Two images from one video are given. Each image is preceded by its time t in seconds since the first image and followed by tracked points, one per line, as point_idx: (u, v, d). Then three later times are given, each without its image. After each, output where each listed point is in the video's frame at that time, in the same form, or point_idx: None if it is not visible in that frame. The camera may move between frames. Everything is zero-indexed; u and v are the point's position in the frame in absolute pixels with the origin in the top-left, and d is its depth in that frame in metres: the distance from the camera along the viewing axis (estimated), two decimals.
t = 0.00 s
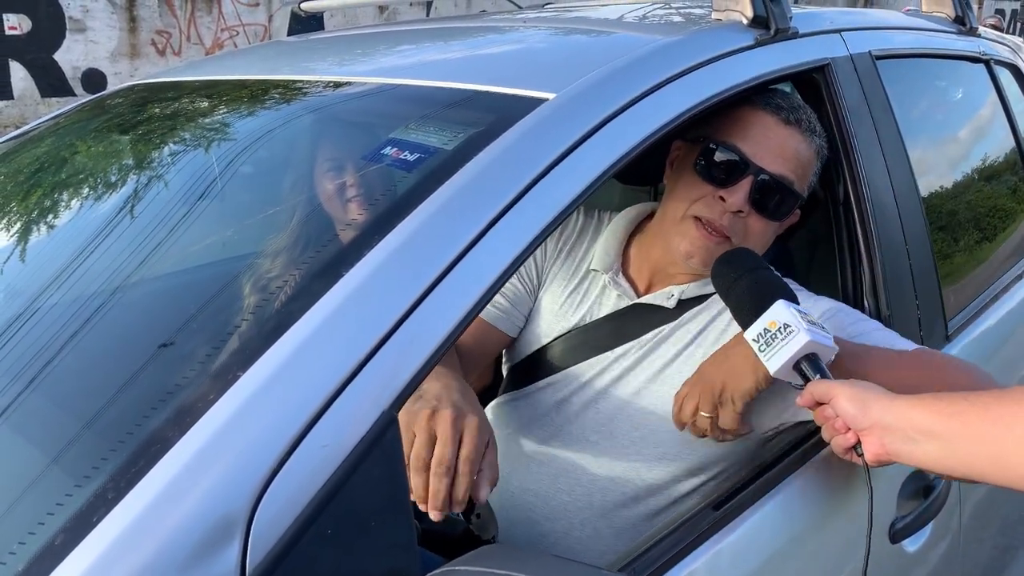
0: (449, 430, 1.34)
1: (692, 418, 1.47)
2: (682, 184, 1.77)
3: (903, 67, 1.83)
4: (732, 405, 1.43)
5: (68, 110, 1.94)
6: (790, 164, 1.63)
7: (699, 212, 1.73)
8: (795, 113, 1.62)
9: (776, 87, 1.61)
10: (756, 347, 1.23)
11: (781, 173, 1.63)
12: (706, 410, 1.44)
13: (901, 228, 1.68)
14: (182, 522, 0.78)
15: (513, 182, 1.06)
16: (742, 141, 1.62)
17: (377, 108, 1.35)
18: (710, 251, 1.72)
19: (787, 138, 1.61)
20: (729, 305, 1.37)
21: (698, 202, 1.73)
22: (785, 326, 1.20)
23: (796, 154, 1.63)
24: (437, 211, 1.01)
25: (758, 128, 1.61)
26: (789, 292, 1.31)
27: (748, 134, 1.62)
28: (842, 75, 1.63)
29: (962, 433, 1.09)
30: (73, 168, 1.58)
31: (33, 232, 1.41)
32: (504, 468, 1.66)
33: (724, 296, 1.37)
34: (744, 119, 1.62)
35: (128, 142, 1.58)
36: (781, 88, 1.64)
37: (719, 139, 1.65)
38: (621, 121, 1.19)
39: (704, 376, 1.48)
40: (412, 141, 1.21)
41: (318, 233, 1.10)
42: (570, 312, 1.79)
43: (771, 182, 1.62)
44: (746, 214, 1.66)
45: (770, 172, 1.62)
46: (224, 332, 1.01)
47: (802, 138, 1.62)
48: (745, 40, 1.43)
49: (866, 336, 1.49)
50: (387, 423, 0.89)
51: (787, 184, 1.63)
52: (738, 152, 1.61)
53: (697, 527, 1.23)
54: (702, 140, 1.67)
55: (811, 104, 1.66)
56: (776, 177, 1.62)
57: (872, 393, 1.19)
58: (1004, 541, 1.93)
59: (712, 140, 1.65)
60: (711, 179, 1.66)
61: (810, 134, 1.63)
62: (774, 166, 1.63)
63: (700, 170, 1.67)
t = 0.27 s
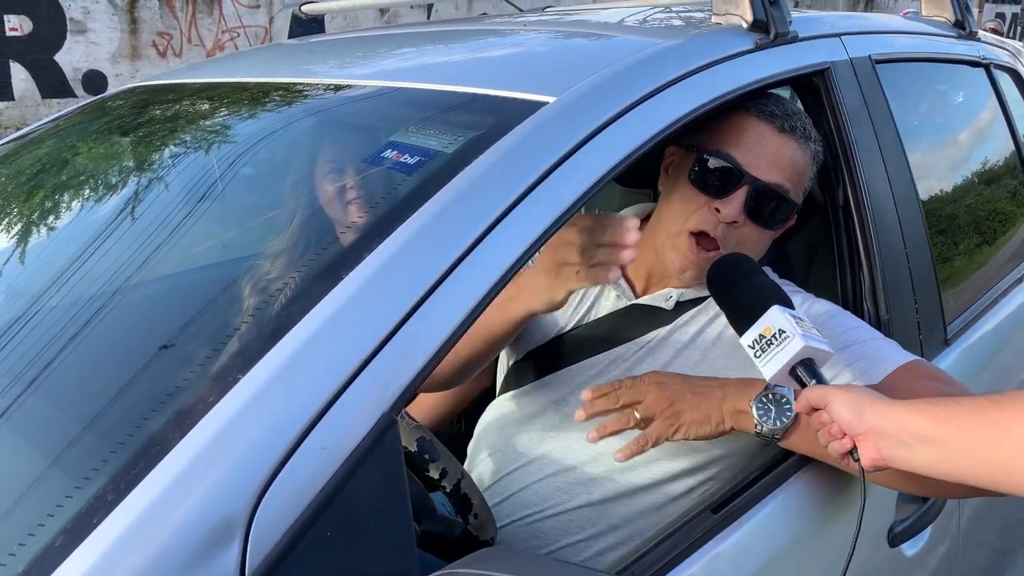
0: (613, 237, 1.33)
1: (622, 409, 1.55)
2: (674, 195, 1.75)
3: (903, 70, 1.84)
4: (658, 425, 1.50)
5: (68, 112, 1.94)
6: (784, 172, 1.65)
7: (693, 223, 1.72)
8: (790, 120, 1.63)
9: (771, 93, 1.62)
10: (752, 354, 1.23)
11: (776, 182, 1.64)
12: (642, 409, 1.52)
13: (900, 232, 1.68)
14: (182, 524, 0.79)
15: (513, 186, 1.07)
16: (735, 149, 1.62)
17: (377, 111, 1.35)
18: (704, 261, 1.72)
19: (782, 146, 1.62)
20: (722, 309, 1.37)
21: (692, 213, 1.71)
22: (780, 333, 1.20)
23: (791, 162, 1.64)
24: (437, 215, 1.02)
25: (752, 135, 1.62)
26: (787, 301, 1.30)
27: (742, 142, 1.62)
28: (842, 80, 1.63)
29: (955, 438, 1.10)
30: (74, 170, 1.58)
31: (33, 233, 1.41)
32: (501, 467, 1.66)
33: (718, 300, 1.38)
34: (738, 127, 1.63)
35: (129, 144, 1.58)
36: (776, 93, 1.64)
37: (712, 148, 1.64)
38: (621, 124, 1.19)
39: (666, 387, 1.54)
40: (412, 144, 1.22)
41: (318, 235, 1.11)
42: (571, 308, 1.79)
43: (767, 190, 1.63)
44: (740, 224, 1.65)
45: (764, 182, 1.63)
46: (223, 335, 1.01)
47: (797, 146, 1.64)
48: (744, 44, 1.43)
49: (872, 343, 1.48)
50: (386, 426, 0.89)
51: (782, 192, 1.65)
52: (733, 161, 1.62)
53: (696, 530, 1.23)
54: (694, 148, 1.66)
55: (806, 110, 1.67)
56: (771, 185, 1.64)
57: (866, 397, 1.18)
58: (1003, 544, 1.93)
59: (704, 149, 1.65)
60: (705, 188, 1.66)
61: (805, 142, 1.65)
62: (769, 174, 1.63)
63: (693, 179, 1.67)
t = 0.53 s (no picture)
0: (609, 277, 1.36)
1: (644, 399, 1.41)
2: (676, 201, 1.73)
3: (904, 74, 1.84)
4: (662, 421, 1.41)
5: (69, 113, 1.94)
6: (784, 177, 1.64)
7: (692, 229, 1.69)
8: (790, 124, 1.62)
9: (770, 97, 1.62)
10: (750, 354, 1.24)
11: (775, 186, 1.63)
12: (660, 402, 1.41)
13: (900, 235, 1.68)
14: (183, 527, 0.78)
15: (514, 189, 1.07)
16: (736, 153, 1.62)
17: (378, 114, 1.35)
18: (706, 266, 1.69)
19: (782, 150, 1.61)
20: (724, 314, 1.36)
21: (692, 219, 1.68)
22: (777, 333, 1.21)
23: (791, 165, 1.63)
24: (438, 218, 1.01)
25: (752, 139, 1.61)
26: (783, 299, 1.30)
27: (742, 145, 1.61)
28: (843, 83, 1.63)
29: (951, 438, 1.10)
30: (74, 171, 1.58)
31: (33, 235, 1.41)
32: (504, 471, 1.66)
33: (718, 305, 1.38)
34: (737, 130, 1.62)
35: (130, 145, 1.58)
36: (776, 98, 1.64)
37: (712, 152, 1.64)
38: (622, 128, 1.19)
39: (684, 386, 1.43)
40: (413, 146, 1.22)
41: (319, 238, 1.11)
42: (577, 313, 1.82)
43: (767, 194, 1.61)
44: (740, 228, 1.63)
45: (763, 186, 1.62)
46: (224, 337, 1.01)
47: (797, 150, 1.63)
48: (745, 47, 1.43)
49: (873, 350, 1.48)
50: (386, 429, 0.89)
51: (782, 196, 1.63)
52: (732, 165, 1.61)
53: (697, 533, 1.23)
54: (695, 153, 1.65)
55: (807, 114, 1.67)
56: (772, 189, 1.62)
57: (862, 397, 1.18)
58: (1003, 548, 1.93)
59: (705, 153, 1.65)
60: (706, 192, 1.64)
61: (805, 145, 1.64)
62: (769, 178, 1.62)
63: (694, 185, 1.65)
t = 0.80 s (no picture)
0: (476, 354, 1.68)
1: (602, 355, 1.42)
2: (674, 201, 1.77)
3: (903, 75, 1.84)
4: (621, 387, 1.46)
5: (69, 113, 1.94)
6: (778, 179, 1.64)
7: (687, 229, 1.74)
8: (784, 126, 1.62)
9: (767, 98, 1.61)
10: (745, 355, 1.25)
11: (767, 187, 1.64)
12: (620, 369, 1.43)
13: (898, 236, 1.68)
14: (182, 525, 0.79)
15: (513, 189, 1.07)
16: (730, 156, 1.63)
17: (377, 114, 1.35)
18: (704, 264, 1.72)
19: (776, 152, 1.62)
20: (720, 311, 1.37)
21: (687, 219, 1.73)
22: (773, 334, 1.21)
23: (785, 168, 1.63)
24: (437, 218, 1.02)
25: (746, 142, 1.62)
26: (779, 299, 1.30)
27: (737, 148, 1.62)
28: (841, 84, 1.63)
29: (947, 440, 1.09)
30: (74, 172, 1.59)
31: (31, 235, 1.41)
32: (501, 472, 1.67)
33: (714, 302, 1.37)
34: (733, 132, 1.63)
35: (129, 146, 1.58)
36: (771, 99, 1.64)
37: (709, 155, 1.65)
38: (621, 128, 1.20)
39: (655, 367, 1.44)
40: (413, 147, 1.22)
41: (318, 238, 1.11)
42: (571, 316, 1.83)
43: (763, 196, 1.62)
44: (735, 231, 1.66)
45: (757, 188, 1.62)
46: (223, 336, 1.01)
47: (792, 152, 1.63)
48: (743, 49, 1.43)
49: (862, 349, 1.48)
50: (385, 429, 0.89)
51: (776, 198, 1.64)
52: (727, 168, 1.62)
53: (695, 533, 1.23)
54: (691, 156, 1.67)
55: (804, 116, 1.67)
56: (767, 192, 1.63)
57: (859, 399, 1.19)
58: (1001, 549, 1.93)
59: (700, 155, 1.66)
60: (702, 194, 1.66)
61: (802, 146, 1.63)
62: (762, 181, 1.63)
63: (691, 187, 1.67)
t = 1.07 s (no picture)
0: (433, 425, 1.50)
1: (588, 387, 1.53)
2: (674, 197, 1.78)
3: (899, 77, 1.84)
4: (614, 408, 1.50)
5: (67, 114, 1.94)
6: (781, 177, 1.65)
7: (688, 223, 1.75)
8: (787, 124, 1.63)
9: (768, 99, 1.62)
10: (744, 355, 1.25)
11: (768, 184, 1.65)
12: (605, 392, 1.50)
13: (894, 237, 1.68)
14: (179, 527, 0.79)
15: (511, 190, 1.07)
16: (734, 152, 1.64)
17: (375, 116, 1.36)
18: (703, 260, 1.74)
19: (779, 150, 1.63)
20: (718, 311, 1.37)
21: (688, 214, 1.75)
22: (772, 335, 1.21)
23: (788, 166, 1.64)
24: (435, 220, 1.02)
25: (750, 139, 1.63)
26: (778, 300, 1.31)
27: (741, 145, 1.63)
28: (838, 86, 1.64)
29: (943, 440, 1.10)
30: (71, 173, 1.59)
31: (28, 237, 1.41)
32: (499, 474, 1.67)
33: (712, 303, 1.38)
34: (737, 130, 1.64)
35: (127, 147, 1.58)
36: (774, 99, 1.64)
37: (711, 151, 1.66)
38: (618, 130, 1.20)
39: (640, 385, 1.49)
40: (410, 149, 1.22)
41: (315, 239, 1.11)
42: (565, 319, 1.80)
43: (764, 194, 1.64)
44: (736, 226, 1.68)
45: (759, 185, 1.64)
46: (220, 338, 1.01)
47: (794, 151, 1.64)
48: (741, 50, 1.44)
49: (859, 352, 1.49)
50: (382, 431, 0.89)
51: (777, 195, 1.65)
52: (731, 164, 1.63)
53: (691, 534, 1.23)
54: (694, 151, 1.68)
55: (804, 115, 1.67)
56: (769, 189, 1.65)
57: (857, 400, 1.19)
58: (998, 549, 1.93)
59: (703, 151, 1.67)
60: (704, 190, 1.67)
61: (803, 146, 1.64)
62: (765, 178, 1.65)
63: (693, 183, 1.68)
